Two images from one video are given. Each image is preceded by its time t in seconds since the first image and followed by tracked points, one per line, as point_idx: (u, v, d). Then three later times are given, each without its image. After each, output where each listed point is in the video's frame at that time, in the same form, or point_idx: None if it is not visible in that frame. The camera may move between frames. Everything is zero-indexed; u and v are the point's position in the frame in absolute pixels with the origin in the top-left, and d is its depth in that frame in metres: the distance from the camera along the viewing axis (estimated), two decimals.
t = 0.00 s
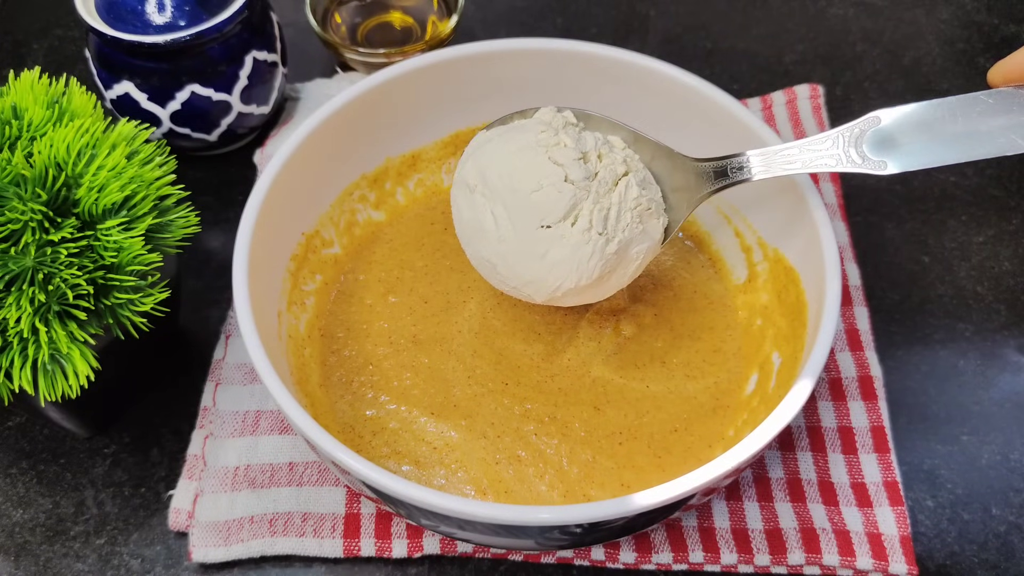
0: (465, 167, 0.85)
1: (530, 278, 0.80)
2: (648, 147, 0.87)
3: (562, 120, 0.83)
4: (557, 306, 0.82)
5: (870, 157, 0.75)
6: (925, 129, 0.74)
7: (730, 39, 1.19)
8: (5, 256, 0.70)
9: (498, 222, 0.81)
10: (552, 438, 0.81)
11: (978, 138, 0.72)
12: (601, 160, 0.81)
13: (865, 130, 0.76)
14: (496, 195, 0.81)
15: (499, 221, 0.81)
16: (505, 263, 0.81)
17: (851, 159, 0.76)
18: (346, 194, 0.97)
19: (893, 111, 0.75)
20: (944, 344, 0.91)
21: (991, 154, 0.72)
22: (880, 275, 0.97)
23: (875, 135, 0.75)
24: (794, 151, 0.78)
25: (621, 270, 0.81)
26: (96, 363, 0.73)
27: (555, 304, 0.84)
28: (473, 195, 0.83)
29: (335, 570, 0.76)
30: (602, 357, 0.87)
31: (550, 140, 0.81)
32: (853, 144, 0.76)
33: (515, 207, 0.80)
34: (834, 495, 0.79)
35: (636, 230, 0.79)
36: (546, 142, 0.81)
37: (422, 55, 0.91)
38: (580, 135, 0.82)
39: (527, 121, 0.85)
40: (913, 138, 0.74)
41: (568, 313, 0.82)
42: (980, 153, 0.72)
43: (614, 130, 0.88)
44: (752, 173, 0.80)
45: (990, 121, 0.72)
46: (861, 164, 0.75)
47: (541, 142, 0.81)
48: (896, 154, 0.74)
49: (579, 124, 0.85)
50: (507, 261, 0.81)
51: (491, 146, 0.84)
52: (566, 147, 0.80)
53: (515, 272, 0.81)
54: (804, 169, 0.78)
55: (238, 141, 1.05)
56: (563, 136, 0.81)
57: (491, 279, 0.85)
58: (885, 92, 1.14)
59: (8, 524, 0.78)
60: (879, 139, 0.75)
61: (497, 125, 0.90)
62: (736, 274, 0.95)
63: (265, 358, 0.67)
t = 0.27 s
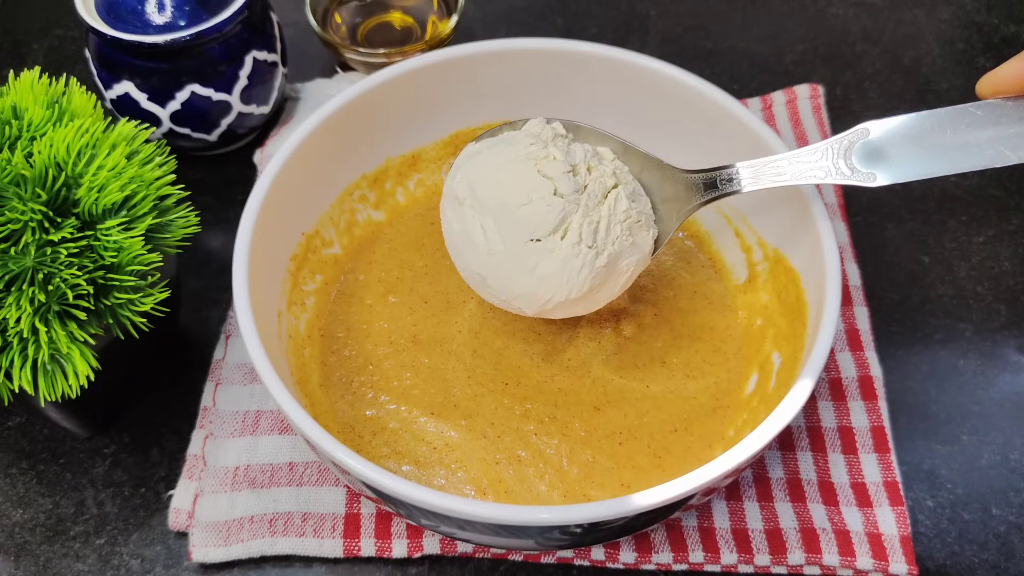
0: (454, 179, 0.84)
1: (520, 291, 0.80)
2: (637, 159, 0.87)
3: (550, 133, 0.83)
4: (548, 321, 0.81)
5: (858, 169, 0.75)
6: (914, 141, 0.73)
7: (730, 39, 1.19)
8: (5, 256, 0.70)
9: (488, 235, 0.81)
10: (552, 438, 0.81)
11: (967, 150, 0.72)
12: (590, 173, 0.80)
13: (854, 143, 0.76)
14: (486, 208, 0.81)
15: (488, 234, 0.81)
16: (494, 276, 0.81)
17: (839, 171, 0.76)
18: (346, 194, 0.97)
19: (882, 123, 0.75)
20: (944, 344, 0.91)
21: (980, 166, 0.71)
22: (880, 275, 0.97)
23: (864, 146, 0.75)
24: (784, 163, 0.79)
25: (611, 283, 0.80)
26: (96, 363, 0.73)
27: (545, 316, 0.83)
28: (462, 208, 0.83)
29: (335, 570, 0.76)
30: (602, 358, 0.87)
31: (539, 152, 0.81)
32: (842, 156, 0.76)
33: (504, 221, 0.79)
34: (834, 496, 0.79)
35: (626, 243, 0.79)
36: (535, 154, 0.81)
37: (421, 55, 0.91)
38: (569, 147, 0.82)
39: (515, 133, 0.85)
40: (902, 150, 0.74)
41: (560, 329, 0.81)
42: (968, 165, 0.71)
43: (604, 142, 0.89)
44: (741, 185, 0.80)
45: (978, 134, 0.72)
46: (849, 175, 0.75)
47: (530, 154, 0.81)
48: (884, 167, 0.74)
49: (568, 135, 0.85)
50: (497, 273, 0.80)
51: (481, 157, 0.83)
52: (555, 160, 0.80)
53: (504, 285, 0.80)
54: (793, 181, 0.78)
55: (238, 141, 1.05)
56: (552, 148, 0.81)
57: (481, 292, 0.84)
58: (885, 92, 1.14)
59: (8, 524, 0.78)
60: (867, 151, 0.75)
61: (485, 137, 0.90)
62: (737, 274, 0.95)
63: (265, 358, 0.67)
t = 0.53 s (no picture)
0: (451, 185, 0.84)
1: (517, 298, 0.80)
2: (632, 162, 0.87)
3: (545, 139, 0.83)
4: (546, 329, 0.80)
5: (855, 175, 0.75)
6: (911, 147, 0.73)
7: (730, 39, 1.19)
8: (5, 256, 0.70)
9: (484, 241, 0.80)
10: (552, 438, 0.81)
11: (964, 155, 0.72)
12: (586, 178, 0.80)
13: (850, 148, 0.76)
14: (482, 215, 0.80)
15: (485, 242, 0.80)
16: (491, 282, 0.80)
17: (836, 176, 0.76)
18: (346, 194, 0.97)
19: (878, 128, 0.75)
20: (944, 344, 0.91)
21: (975, 172, 0.71)
22: (880, 275, 0.97)
23: (860, 152, 0.75)
24: (781, 168, 0.79)
25: (608, 288, 0.81)
26: (96, 363, 0.73)
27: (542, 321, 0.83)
28: (459, 214, 0.82)
29: (335, 570, 0.76)
30: (602, 358, 0.87)
31: (535, 159, 0.81)
32: (838, 161, 0.76)
33: (501, 228, 0.79)
34: (834, 496, 0.79)
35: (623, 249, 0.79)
36: (531, 161, 0.81)
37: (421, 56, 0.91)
38: (565, 153, 0.81)
39: (511, 138, 0.85)
40: (899, 155, 0.73)
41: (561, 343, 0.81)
42: (965, 170, 0.71)
43: (599, 145, 0.88)
44: (738, 189, 0.80)
45: (974, 139, 0.72)
46: (846, 181, 0.75)
47: (526, 160, 0.81)
48: (880, 173, 0.74)
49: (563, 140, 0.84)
50: (494, 280, 0.80)
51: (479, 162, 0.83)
52: (551, 166, 0.80)
53: (501, 292, 0.80)
54: (790, 187, 0.78)
55: (238, 140, 1.05)
56: (548, 154, 0.81)
57: (477, 297, 0.84)
58: (885, 92, 1.14)
59: (8, 524, 0.78)
60: (864, 157, 0.75)
61: (480, 142, 0.90)
62: (737, 274, 0.95)
63: (265, 357, 0.67)
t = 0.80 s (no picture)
0: (448, 186, 0.84)
1: (514, 299, 0.80)
2: (630, 163, 0.87)
3: (543, 139, 0.83)
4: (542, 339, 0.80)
5: (852, 176, 0.75)
6: (908, 148, 0.73)
7: (730, 39, 1.19)
8: (4, 256, 0.70)
9: (482, 242, 0.80)
10: (552, 438, 0.81)
11: (961, 157, 0.71)
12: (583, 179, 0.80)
13: (847, 149, 0.75)
14: (480, 215, 0.80)
15: (482, 243, 0.80)
16: (488, 283, 0.80)
17: (833, 177, 0.76)
18: (346, 194, 0.97)
19: (875, 129, 0.75)
20: (944, 344, 0.91)
21: (973, 174, 0.71)
22: (880, 275, 0.97)
23: (857, 153, 0.75)
24: (778, 168, 0.78)
25: (605, 289, 0.81)
26: (96, 363, 0.73)
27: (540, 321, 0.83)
28: (457, 215, 0.82)
29: (335, 570, 0.76)
30: (602, 358, 0.87)
31: (533, 159, 0.80)
32: (835, 162, 0.76)
33: (499, 228, 0.79)
34: (834, 496, 0.79)
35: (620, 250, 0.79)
36: (528, 161, 0.80)
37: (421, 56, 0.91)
38: (562, 154, 0.81)
39: (508, 138, 0.84)
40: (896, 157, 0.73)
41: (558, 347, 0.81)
42: (963, 172, 0.71)
43: (597, 147, 0.88)
44: (735, 190, 0.80)
45: (971, 141, 0.72)
46: (843, 182, 0.75)
47: (524, 161, 0.80)
48: (877, 175, 0.74)
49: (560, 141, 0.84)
50: (491, 280, 0.80)
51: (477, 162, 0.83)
52: (549, 167, 0.80)
53: (498, 292, 0.80)
54: (786, 188, 0.78)
55: (238, 140, 1.05)
56: (545, 155, 0.81)
57: (475, 298, 0.84)
58: (885, 92, 1.14)
59: (8, 524, 0.78)
60: (861, 158, 0.74)
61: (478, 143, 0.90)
62: (737, 274, 0.95)
63: (265, 357, 0.67)
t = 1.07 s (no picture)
0: (448, 186, 0.84)
1: (514, 298, 0.80)
2: (628, 158, 0.87)
3: (541, 139, 0.83)
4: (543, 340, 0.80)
5: (850, 177, 0.75)
6: (905, 151, 0.73)
7: (730, 39, 1.19)
8: (5, 256, 0.70)
9: (482, 242, 0.80)
10: (552, 438, 0.81)
11: (958, 160, 0.72)
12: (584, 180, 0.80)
13: (846, 151, 0.76)
14: (480, 216, 0.80)
15: (483, 243, 0.80)
16: (490, 283, 0.80)
17: (831, 179, 0.76)
18: (346, 194, 0.97)
19: (874, 131, 0.75)
20: (944, 344, 0.91)
21: (969, 177, 0.71)
22: (880, 275, 0.97)
23: (856, 154, 0.75)
24: (776, 169, 0.79)
25: (605, 288, 0.81)
26: (96, 363, 0.73)
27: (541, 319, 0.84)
28: (457, 215, 0.82)
29: (335, 570, 0.76)
30: (602, 358, 0.87)
31: (533, 159, 0.80)
32: (834, 164, 0.76)
33: (499, 229, 0.79)
34: (834, 496, 0.79)
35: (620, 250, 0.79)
36: (529, 162, 0.80)
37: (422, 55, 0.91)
38: (562, 154, 0.81)
39: (508, 136, 0.84)
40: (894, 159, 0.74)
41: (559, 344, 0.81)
42: (959, 175, 0.71)
43: (596, 142, 0.88)
44: (735, 190, 0.80)
45: (969, 143, 0.72)
46: (841, 184, 0.75)
47: (524, 161, 0.80)
48: (875, 176, 0.74)
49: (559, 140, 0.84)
50: (492, 280, 0.80)
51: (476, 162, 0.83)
52: (550, 167, 0.79)
53: (499, 291, 0.80)
54: (785, 188, 0.78)
55: (238, 140, 1.05)
56: (545, 155, 0.80)
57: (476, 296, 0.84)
58: (886, 92, 1.14)
59: (8, 524, 0.78)
60: (859, 159, 0.75)
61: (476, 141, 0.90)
62: (737, 274, 0.95)
63: (265, 357, 0.67)
